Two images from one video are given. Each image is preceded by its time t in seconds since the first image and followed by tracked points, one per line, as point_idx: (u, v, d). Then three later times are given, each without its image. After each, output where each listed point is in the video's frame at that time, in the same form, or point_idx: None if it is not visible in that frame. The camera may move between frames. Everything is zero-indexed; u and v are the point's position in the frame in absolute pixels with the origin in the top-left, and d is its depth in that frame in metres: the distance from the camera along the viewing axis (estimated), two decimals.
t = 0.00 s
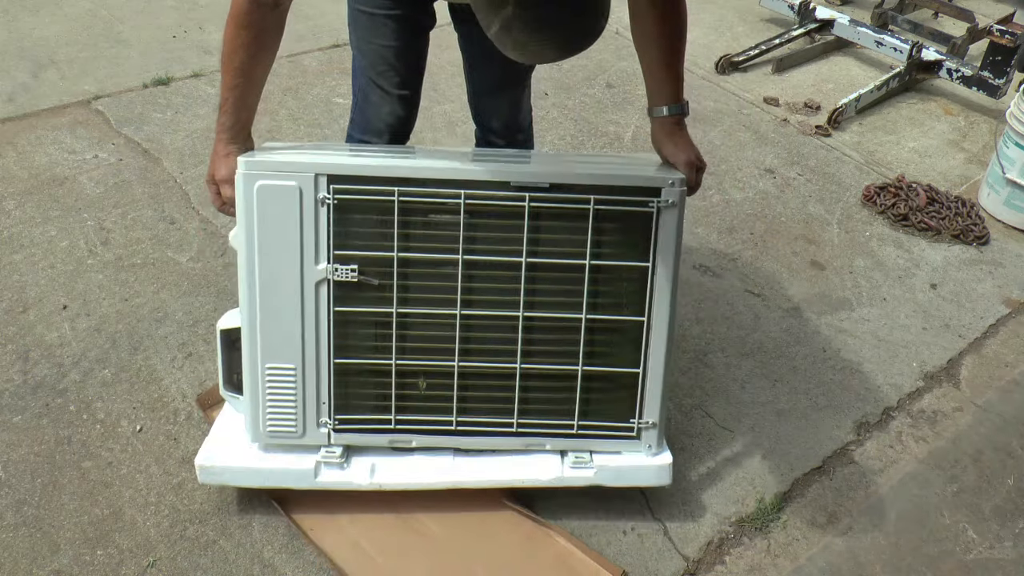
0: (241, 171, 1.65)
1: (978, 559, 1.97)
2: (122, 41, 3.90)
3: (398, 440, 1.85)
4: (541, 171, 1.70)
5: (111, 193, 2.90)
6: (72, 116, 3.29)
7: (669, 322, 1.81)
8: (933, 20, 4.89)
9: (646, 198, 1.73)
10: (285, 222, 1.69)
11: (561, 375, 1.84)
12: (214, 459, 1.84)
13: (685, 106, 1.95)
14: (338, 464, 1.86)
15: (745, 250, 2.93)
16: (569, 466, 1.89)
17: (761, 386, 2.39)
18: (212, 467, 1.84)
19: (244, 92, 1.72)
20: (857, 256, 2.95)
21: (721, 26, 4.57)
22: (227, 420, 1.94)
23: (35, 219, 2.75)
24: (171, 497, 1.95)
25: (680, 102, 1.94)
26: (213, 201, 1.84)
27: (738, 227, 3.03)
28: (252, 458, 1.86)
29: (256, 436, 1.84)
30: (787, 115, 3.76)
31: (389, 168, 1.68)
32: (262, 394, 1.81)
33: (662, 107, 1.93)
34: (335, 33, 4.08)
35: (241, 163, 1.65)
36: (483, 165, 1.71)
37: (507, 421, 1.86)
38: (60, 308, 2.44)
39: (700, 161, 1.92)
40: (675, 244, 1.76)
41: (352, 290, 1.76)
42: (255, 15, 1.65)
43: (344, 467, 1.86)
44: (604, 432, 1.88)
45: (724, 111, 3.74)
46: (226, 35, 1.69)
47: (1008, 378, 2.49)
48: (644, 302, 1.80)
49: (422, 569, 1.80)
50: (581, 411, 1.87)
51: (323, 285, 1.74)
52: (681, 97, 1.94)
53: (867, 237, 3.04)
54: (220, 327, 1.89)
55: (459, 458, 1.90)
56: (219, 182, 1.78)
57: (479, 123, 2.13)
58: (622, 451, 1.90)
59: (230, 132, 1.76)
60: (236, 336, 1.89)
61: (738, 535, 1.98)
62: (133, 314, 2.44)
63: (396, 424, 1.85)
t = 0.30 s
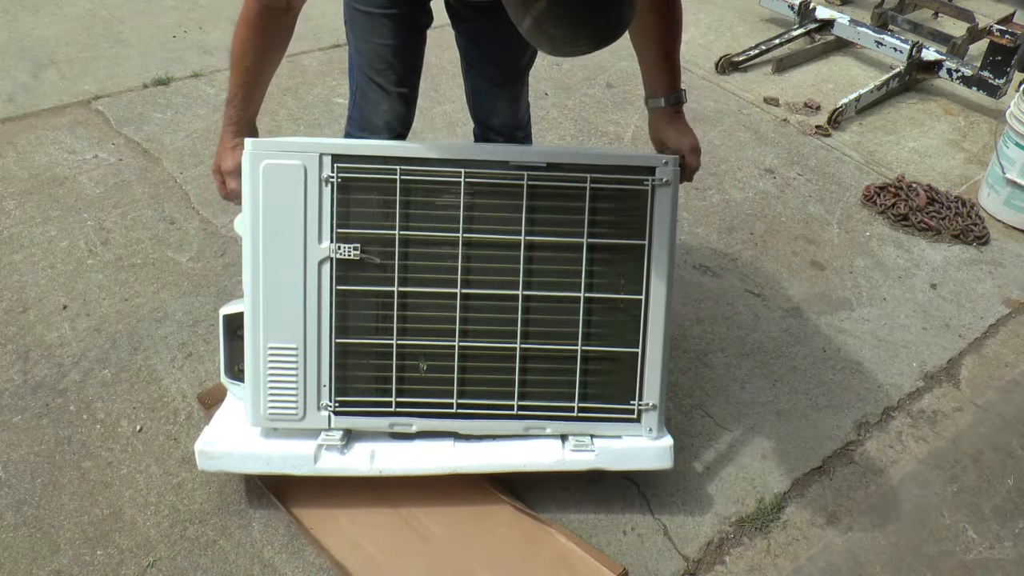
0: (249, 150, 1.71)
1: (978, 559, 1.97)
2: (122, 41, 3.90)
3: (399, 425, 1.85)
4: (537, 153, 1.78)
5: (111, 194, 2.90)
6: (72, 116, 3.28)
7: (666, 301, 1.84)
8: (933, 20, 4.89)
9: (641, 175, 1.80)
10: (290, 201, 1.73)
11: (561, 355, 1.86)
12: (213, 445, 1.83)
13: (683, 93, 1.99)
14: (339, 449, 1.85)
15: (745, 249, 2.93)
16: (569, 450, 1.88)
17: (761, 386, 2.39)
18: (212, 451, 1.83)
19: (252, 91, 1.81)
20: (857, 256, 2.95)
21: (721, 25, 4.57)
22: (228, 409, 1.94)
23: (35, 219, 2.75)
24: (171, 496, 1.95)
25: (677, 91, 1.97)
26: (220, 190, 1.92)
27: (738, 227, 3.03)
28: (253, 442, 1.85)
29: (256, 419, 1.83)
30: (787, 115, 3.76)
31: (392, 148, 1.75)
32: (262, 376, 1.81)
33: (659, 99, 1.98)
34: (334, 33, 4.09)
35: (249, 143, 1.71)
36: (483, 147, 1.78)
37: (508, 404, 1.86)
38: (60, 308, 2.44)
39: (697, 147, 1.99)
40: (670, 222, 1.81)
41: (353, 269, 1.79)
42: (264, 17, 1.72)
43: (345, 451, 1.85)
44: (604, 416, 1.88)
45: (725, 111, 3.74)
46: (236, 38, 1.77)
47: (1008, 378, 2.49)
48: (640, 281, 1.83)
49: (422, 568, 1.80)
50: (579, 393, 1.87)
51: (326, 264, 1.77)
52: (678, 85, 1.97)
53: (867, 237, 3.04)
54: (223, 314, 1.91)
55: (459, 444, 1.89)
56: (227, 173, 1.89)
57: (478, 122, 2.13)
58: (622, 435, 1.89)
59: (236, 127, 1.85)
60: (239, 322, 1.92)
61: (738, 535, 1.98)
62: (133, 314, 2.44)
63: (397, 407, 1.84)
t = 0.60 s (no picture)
0: (254, 140, 1.73)
1: (978, 559, 1.97)
2: (122, 41, 3.90)
3: (399, 415, 1.84)
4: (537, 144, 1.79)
5: (111, 193, 2.90)
6: (72, 116, 3.28)
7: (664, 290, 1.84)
8: (933, 20, 4.89)
9: (638, 165, 1.82)
10: (293, 191, 1.75)
11: (561, 345, 1.86)
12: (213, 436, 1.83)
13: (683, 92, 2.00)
14: (339, 439, 1.84)
15: (745, 250, 2.93)
16: (570, 441, 1.87)
17: (761, 386, 2.39)
18: (211, 441, 1.83)
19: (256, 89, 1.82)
20: (857, 256, 2.95)
21: (721, 25, 4.57)
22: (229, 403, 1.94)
23: (35, 219, 2.75)
24: (171, 496, 1.95)
25: (678, 91, 1.98)
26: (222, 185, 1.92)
27: (738, 227, 3.03)
28: (253, 433, 1.84)
29: (256, 409, 1.82)
30: (787, 115, 3.76)
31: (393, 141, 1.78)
32: (263, 365, 1.80)
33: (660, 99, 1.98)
34: (335, 33, 4.09)
35: (254, 133, 1.73)
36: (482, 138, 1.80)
37: (508, 393, 1.86)
38: (60, 308, 2.44)
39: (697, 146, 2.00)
40: (668, 212, 1.83)
41: (354, 258, 1.79)
42: (269, 18, 1.72)
43: (344, 441, 1.84)
44: (604, 406, 1.88)
45: (724, 111, 3.74)
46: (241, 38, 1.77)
47: (1009, 378, 2.49)
48: (638, 269, 1.84)
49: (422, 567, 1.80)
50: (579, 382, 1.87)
51: (328, 254, 1.78)
52: (679, 85, 1.98)
53: (867, 237, 3.04)
54: (225, 305, 1.91)
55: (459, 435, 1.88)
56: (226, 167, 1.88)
57: (478, 122, 2.13)
58: (622, 425, 1.89)
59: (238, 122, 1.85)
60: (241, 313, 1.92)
61: (738, 535, 1.98)
62: (133, 314, 2.44)
63: (397, 396, 1.84)
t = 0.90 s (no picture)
0: (255, 136, 1.73)
1: (978, 559, 1.97)
2: (122, 41, 3.90)
3: (399, 410, 1.84)
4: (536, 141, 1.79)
5: (111, 194, 2.90)
6: (72, 116, 3.29)
7: (664, 284, 1.85)
8: (933, 20, 4.89)
9: (637, 160, 1.82)
10: (294, 186, 1.75)
11: (561, 340, 1.86)
12: (212, 431, 1.82)
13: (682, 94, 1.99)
14: (339, 435, 1.84)
15: (745, 250, 2.93)
16: (570, 436, 1.87)
17: (761, 386, 2.39)
18: (212, 437, 1.82)
19: (257, 85, 1.82)
20: (857, 256, 2.95)
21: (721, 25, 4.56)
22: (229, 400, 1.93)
23: (35, 219, 2.75)
24: (171, 497, 1.95)
25: (676, 93, 1.98)
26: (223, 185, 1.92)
27: (738, 227, 3.03)
28: (253, 429, 1.84)
29: (256, 404, 1.82)
30: (787, 115, 3.76)
31: (393, 136, 1.77)
32: (263, 361, 1.80)
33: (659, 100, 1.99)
34: (335, 33, 4.09)
35: (256, 129, 1.73)
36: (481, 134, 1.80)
37: (508, 388, 1.86)
38: (60, 308, 2.44)
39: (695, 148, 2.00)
40: (667, 207, 1.83)
41: (354, 253, 1.79)
42: (267, 14, 1.73)
43: (344, 437, 1.84)
44: (604, 401, 1.88)
45: (724, 111, 3.74)
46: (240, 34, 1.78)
47: (1009, 378, 2.49)
48: (638, 263, 1.84)
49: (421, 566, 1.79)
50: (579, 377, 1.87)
51: (328, 249, 1.78)
52: (678, 88, 1.98)
53: (867, 237, 3.04)
54: (226, 302, 1.91)
55: (459, 431, 1.88)
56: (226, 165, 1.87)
57: (479, 122, 2.13)
58: (622, 420, 1.89)
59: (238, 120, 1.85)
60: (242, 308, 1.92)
61: (738, 535, 1.98)
62: (133, 314, 2.44)
63: (397, 392, 1.84)
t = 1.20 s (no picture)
0: (255, 136, 1.73)
1: (978, 559, 1.97)
2: (122, 41, 3.90)
3: (399, 409, 1.84)
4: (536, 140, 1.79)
5: (111, 194, 2.90)
6: (72, 117, 3.28)
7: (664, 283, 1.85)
8: (933, 20, 4.89)
9: (637, 160, 1.82)
10: (294, 186, 1.75)
11: (561, 339, 1.86)
12: (212, 431, 1.82)
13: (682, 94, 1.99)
14: (339, 434, 1.84)
15: (746, 250, 2.93)
16: (570, 435, 1.86)
17: (761, 385, 2.39)
18: (212, 437, 1.82)
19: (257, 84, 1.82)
20: (857, 256, 2.95)
21: (721, 25, 4.56)
22: (229, 400, 1.93)
23: (35, 219, 2.75)
24: (171, 497, 1.95)
25: (676, 93, 1.98)
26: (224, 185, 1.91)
27: (738, 227, 3.03)
28: (253, 429, 1.84)
29: (256, 404, 1.82)
30: (787, 115, 3.76)
31: (392, 135, 1.78)
32: (263, 360, 1.80)
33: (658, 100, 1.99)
34: (335, 33, 4.08)
35: (256, 129, 1.73)
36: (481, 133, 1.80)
37: (508, 388, 1.86)
38: (60, 308, 2.44)
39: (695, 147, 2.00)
40: (667, 206, 1.83)
41: (355, 253, 1.79)
42: (264, 13, 1.74)
43: (344, 436, 1.84)
44: (604, 400, 1.88)
45: (724, 111, 3.74)
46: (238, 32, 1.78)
47: (1009, 378, 2.49)
48: (637, 263, 1.84)
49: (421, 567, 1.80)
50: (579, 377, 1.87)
51: (328, 249, 1.78)
52: (677, 88, 1.97)
53: (867, 237, 3.04)
54: (226, 301, 1.91)
55: (459, 430, 1.88)
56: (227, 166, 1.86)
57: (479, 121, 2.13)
58: (622, 419, 1.89)
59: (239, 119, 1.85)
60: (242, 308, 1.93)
61: (738, 535, 1.98)
62: (133, 314, 2.44)
63: (397, 391, 1.84)
